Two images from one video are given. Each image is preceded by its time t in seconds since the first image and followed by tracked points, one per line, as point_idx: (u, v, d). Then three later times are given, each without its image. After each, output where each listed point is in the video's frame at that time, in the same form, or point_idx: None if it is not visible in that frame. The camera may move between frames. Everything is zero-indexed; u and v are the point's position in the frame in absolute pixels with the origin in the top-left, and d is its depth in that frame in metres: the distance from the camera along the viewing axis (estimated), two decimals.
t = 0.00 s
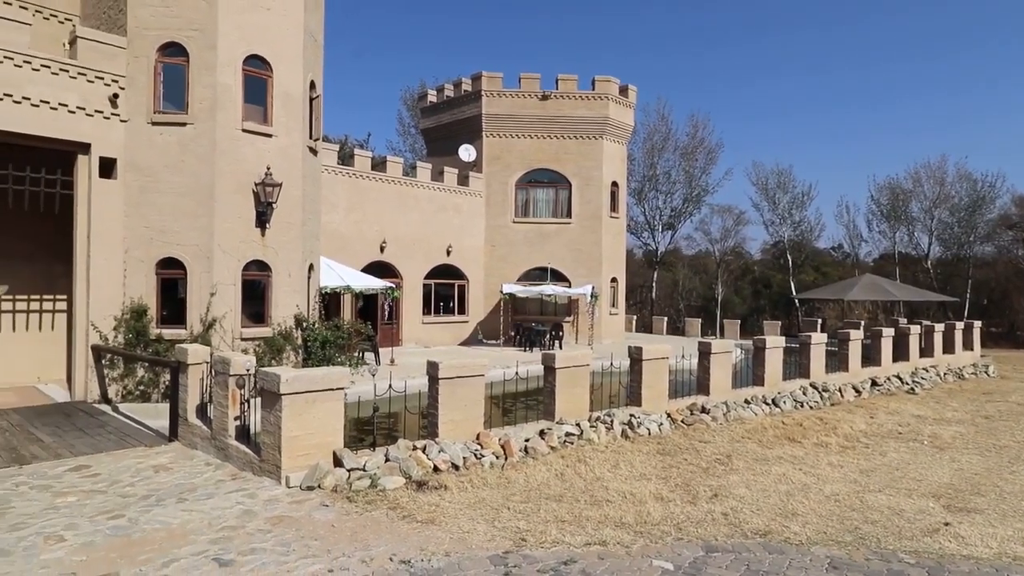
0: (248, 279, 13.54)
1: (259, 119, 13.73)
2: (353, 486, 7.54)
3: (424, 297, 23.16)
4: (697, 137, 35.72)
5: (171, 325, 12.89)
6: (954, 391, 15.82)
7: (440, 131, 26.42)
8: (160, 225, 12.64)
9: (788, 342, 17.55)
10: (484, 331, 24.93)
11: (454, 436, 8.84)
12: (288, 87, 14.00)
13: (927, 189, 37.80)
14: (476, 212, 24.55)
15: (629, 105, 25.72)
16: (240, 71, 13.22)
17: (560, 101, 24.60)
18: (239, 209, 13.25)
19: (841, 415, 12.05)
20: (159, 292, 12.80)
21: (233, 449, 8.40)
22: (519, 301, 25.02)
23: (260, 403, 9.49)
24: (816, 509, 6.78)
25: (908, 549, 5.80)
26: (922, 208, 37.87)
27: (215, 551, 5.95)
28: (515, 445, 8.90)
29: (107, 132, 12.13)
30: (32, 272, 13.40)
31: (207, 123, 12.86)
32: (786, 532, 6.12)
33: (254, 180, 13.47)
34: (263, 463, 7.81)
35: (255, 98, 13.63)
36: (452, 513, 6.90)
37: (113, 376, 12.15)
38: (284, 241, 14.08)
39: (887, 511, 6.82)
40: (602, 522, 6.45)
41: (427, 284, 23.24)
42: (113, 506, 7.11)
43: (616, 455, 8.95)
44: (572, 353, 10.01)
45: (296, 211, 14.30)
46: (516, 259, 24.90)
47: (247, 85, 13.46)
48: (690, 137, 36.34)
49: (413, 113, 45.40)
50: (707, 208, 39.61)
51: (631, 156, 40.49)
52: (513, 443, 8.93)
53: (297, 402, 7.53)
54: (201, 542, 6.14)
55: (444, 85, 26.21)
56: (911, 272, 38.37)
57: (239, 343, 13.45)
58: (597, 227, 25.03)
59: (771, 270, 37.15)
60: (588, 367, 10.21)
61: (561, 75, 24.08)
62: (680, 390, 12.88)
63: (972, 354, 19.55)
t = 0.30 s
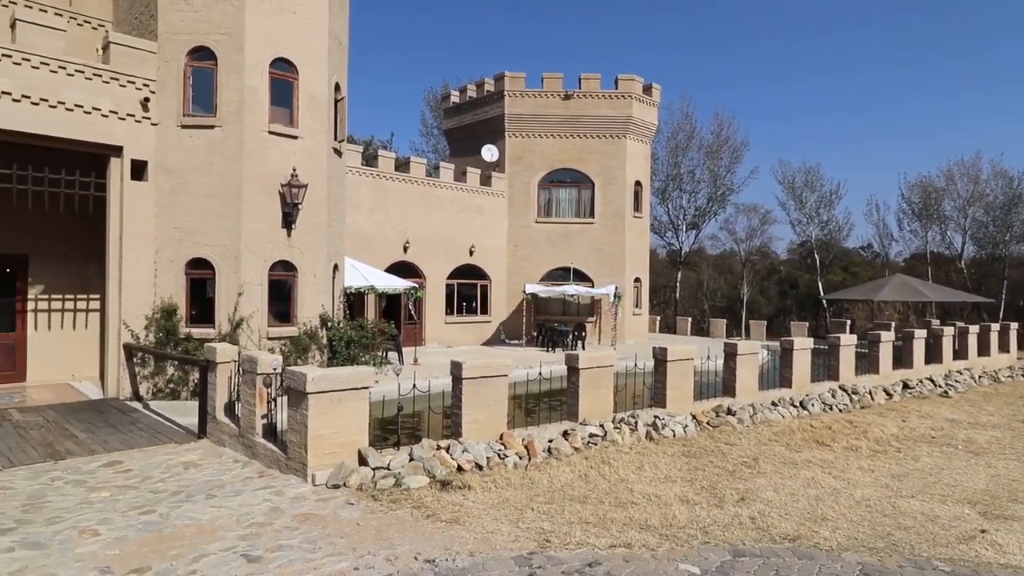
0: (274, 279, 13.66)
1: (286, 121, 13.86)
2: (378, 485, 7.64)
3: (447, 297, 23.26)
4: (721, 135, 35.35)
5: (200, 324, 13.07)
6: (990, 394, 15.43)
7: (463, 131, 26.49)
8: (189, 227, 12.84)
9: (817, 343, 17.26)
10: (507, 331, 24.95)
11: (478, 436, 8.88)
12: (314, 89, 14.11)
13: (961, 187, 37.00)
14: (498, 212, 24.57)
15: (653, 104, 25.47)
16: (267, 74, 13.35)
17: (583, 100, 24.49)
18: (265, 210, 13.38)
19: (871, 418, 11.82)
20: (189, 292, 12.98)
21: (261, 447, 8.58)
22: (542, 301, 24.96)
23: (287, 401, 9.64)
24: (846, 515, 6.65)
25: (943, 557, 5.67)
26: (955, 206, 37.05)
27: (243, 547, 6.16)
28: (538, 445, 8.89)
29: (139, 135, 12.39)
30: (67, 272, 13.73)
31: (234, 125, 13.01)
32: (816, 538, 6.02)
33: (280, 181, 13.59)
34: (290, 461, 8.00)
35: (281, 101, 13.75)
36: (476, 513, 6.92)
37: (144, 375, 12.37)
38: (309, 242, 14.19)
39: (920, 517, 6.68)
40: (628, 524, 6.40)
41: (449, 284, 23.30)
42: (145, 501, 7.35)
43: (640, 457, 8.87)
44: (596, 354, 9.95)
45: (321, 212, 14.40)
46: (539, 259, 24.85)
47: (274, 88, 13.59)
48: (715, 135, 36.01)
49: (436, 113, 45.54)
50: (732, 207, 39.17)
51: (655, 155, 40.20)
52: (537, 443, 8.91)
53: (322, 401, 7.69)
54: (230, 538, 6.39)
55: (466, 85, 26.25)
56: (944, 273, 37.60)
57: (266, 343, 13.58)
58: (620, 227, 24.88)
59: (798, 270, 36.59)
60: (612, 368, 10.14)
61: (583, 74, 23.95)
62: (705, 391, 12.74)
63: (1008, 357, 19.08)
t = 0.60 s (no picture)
0: (305, 279, 13.79)
1: (317, 123, 14.00)
2: (409, 484, 7.67)
3: (475, 297, 23.30)
4: (752, 133, 34.88)
5: (234, 324, 13.26)
6: None
7: (490, 131, 26.52)
8: (224, 228, 13.06)
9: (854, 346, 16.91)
10: (535, 331, 24.92)
11: (508, 437, 8.87)
12: (344, 92, 14.22)
13: (1003, 184, 36.00)
14: (526, 212, 24.54)
15: (682, 102, 25.18)
16: (299, 77, 13.50)
17: (612, 99, 24.33)
18: (297, 212, 13.52)
19: (911, 423, 11.54)
20: (223, 292, 13.19)
21: (294, 445, 8.70)
22: (570, 301, 24.86)
23: (319, 400, 9.74)
24: (887, 522, 6.49)
25: (990, 568, 5.49)
26: (998, 203, 36.06)
27: (278, 544, 6.22)
28: (569, 447, 8.84)
29: (175, 138, 12.73)
30: (106, 273, 14.05)
31: (267, 128, 13.18)
32: (856, 545, 5.88)
33: (312, 182, 13.71)
34: (322, 459, 8.09)
35: (313, 103, 13.89)
36: (507, 515, 6.89)
37: (180, 372, 12.65)
38: (340, 243, 14.30)
39: (965, 526, 6.48)
40: (661, 528, 6.32)
41: (477, 284, 23.33)
42: (182, 497, 7.47)
43: (672, 460, 8.76)
44: (626, 355, 9.86)
45: (352, 213, 14.48)
46: (567, 259, 24.76)
47: (306, 91, 13.74)
48: (746, 134, 35.57)
49: (464, 114, 45.68)
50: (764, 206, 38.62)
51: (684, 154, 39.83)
52: (567, 445, 8.87)
53: (354, 400, 7.76)
54: (265, 535, 6.46)
55: (494, 86, 26.27)
56: (986, 272, 36.59)
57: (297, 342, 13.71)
58: (649, 227, 24.67)
59: (832, 270, 35.90)
60: (642, 369, 10.04)
61: (611, 73, 23.80)
62: (738, 394, 12.56)
63: None
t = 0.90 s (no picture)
0: (340, 279, 13.89)
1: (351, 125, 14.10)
2: (443, 485, 7.67)
3: (507, 297, 23.29)
4: (789, 129, 34.25)
5: (271, 323, 13.43)
6: None
7: (522, 131, 26.48)
8: (261, 230, 13.24)
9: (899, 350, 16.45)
10: (567, 332, 24.83)
11: (542, 438, 8.83)
12: (378, 94, 14.30)
13: None
14: (558, 212, 24.45)
15: (717, 99, 24.79)
16: (333, 80, 13.62)
17: (644, 97, 24.09)
18: (332, 213, 13.64)
19: (959, 429, 11.17)
20: (260, 292, 13.36)
21: (330, 444, 8.76)
22: (602, 301, 24.68)
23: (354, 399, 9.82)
24: (938, 533, 6.28)
25: None
26: None
27: (315, 543, 6.26)
28: (603, 449, 8.75)
29: (214, 142, 12.97)
30: (149, 273, 14.35)
31: (302, 130, 13.32)
32: (906, 556, 5.70)
33: (346, 184, 13.82)
34: (358, 458, 8.14)
35: (347, 105, 14.00)
36: (542, 517, 6.84)
37: (219, 371, 12.84)
38: (374, 244, 14.38)
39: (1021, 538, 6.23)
40: (699, 534, 6.20)
41: (509, 284, 23.31)
42: (222, 494, 7.57)
43: (709, 464, 8.60)
44: (661, 357, 9.72)
45: (385, 214, 14.55)
46: (599, 259, 24.59)
47: (340, 93, 13.85)
48: (782, 130, 34.97)
49: (494, 115, 45.75)
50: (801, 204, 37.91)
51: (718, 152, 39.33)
52: (602, 447, 8.78)
53: (389, 400, 7.80)
54: (302, 533, 6.50)
55: (525, 86, 26.24)
56: None
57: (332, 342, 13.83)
58: (683, 226, 24.35)
59: (872, 270, 35.05)
60: (679, 371, 9.89)
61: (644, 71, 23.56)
62: (776, 396, 12.32)
63: None
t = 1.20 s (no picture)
0: (376, 279, 13.97)
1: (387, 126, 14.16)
2: (479, 486, 7.63)
3: (541, 297, 23.21)
4: (831, 125, 33.49)
5: (308, 323, 13.57)
6: None
7: (557, 130, 26.37)
8: (300, 230, 13.38)
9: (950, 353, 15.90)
10: (601, 332, 24.60)
11: (579, 440, 8.74)
12: (413, 95, 14.34)
13: None
14: (593, 212, 24.28)
15: (756, 96, 24.31)
16: (369, 81, 13.69)
17: (681, 94, 23.76)
18: (368, 214, 13.72)
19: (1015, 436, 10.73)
20: (298, 292, 13.50)
21: (366, 443, 8.79)
22: (637, 301, 24.35)
23: (391, 399, 9.85)
24: (995, 545, 6.02)
25: None
26: None
27: (353, 543, 6.27)
28: (641, 453, 8.62)
29: (254, 144, 13.16)
30: (192, 273, 14.64)
31: (339, 131, 13.43)
32: (963, 570, 5.47)
33: (382, 185, 13.89)
34: (394, 459, 8.15)
35: (383, 106, 14.06)
36: (580, 521, 6.75)
37: (258, 369, 13.00)
38: (409, 244, 14.43)
39: None
40: (743, 542, 6.05)
41: (543, 284, 23.23)
42: (262, 491, 7.64)
43: (751, 469, 8.40)
44: (700, 359, 9.52)
45: (421, 214, 14.59)
46: (635, 259, 24.33)
47: (375, 94, 13.91)
48: (823, 126, 34.18)
49: (529, 115, 45.73)
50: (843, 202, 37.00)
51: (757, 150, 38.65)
52: (640, 450, 8.65)
53: (425, 400, 7.80)
54: (340, 532, 6.52)
55: (560, 85, 26.11)
56: None
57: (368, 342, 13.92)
58: (721, 225, 23.94)
59: (918, 269, 34.04)
60: (719, 374, 9.68)
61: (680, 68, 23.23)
62: (820, 400, 12.00)
63: None
